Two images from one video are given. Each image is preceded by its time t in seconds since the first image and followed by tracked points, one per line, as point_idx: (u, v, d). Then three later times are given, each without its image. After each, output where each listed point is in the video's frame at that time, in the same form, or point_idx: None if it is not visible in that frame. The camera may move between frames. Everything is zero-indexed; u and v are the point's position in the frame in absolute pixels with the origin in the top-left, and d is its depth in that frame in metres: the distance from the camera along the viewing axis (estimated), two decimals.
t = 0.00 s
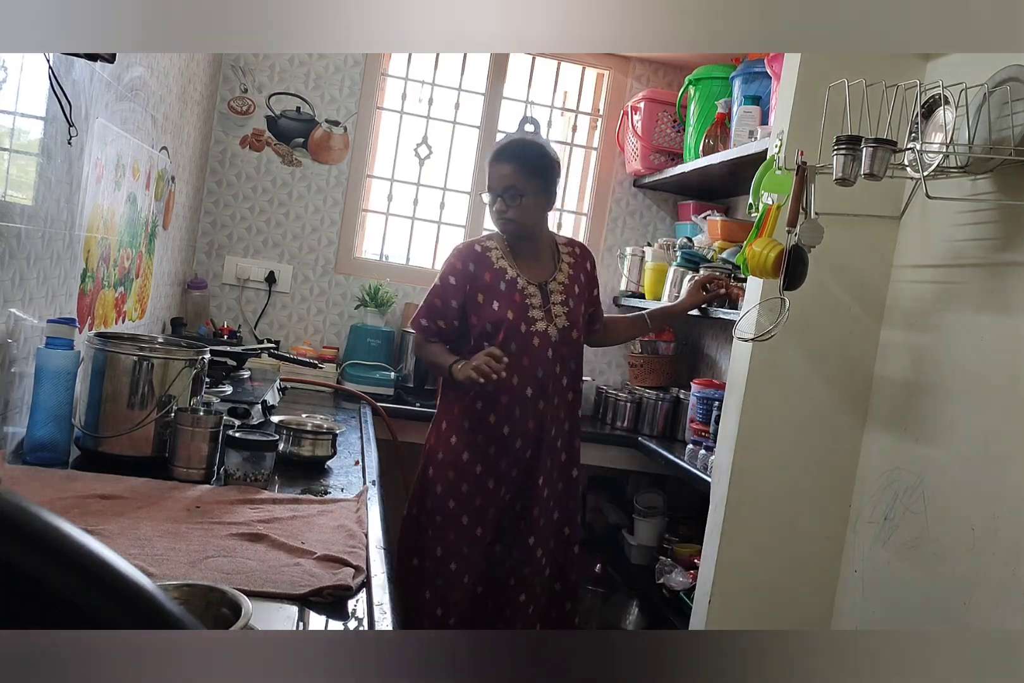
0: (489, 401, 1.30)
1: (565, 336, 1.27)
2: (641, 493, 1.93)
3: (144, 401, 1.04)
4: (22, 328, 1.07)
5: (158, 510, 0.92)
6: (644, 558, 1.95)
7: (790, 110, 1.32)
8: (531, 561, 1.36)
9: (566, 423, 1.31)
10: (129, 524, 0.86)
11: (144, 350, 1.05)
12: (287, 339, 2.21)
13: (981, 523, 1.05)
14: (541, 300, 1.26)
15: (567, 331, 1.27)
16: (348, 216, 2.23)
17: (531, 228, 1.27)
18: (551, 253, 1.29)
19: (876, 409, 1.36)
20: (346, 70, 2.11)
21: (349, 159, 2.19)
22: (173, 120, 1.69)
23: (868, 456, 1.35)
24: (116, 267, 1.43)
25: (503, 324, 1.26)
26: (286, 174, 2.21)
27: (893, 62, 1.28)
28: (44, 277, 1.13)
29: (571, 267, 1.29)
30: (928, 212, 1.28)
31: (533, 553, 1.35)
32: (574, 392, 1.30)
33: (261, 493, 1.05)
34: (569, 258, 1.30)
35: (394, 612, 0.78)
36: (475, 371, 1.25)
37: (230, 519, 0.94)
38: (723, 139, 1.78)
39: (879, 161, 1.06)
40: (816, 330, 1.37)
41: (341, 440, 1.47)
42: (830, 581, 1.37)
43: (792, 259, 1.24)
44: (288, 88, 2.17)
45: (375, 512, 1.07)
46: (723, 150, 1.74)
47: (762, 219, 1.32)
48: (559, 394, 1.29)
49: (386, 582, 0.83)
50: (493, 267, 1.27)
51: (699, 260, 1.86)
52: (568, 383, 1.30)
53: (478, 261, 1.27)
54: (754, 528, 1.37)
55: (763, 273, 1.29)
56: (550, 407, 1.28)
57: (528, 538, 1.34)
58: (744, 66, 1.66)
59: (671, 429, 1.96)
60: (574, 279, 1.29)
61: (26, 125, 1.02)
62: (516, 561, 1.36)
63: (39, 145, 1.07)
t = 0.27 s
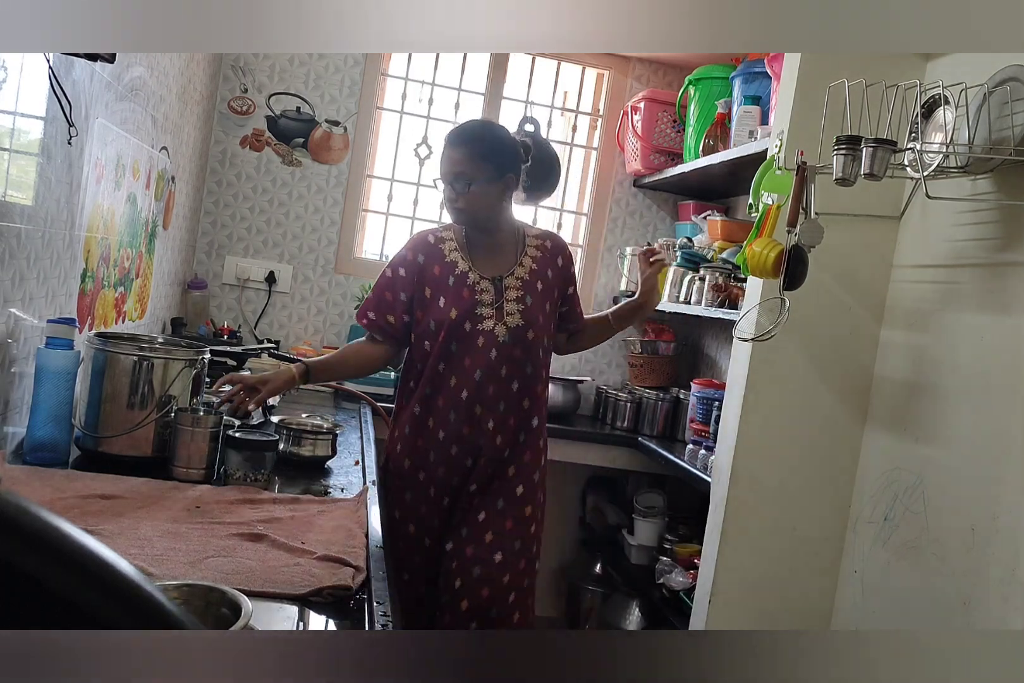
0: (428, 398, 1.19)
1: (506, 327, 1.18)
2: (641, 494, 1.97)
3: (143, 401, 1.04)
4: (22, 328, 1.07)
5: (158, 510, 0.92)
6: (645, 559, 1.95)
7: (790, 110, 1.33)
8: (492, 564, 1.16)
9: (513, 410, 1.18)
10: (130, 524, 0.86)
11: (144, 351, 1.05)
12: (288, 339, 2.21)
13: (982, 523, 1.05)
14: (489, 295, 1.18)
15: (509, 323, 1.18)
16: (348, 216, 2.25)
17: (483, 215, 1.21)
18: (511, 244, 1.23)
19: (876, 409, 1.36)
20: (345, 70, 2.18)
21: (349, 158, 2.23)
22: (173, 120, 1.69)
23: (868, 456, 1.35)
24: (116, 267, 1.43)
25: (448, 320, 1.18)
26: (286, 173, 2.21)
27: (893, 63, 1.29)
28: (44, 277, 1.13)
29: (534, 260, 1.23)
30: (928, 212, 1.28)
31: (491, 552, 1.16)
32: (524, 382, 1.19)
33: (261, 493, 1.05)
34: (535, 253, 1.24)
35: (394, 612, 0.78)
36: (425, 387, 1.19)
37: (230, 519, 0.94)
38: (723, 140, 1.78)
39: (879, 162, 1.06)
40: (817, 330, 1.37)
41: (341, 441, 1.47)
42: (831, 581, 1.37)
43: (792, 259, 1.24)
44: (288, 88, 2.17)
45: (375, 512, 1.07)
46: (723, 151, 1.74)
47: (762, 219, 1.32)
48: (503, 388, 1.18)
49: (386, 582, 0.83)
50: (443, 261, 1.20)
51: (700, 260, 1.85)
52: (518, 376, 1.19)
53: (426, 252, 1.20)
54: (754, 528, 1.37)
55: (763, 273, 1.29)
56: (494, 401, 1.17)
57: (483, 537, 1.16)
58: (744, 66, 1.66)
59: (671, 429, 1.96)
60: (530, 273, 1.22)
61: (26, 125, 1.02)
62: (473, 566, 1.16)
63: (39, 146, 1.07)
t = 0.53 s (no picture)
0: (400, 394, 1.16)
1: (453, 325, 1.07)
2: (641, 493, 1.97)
3: (143, 401, 1.04)
4: (22, 328, 1.07)
5: (158, 511, 0.92)
6: (645, 559, 1.94)
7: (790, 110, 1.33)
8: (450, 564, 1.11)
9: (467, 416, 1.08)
10: (130, 524, 0.86)
11: (144, 350, 1.05)
12: (288, 339, 2.21)
13: (982, 522, 1.05)
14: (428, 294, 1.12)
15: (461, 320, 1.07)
16: (348, 216, 2.25)
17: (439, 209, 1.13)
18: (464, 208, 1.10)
19: (876, 409, 1.36)
20: (345, 70, 2.18)
21: (349, 158, 2.23)
22: (173, 120, 1.69)
23: (869, 456, 1.35)
24: (116, 267, 1.43)
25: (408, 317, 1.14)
26: (286, 173, 2.22)
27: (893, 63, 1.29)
28: (44, 277, 1.13)
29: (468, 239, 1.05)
30: (928, 212, 1.28)
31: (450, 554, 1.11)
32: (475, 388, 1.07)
33: (261, 493, 1.05)
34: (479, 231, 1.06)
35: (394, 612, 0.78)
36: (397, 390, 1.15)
37: (230, 519, 0.94)
38: (723, 140, 1.78)
39: (879, 161, 1.06)
40: (817, 330, 1.37)
41: (341, 441, 1.46)
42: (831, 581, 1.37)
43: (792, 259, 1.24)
44: (288, 88, 2.18)
45: (375, 512, 1.07)
46: (723, 151, 1.74)
47: (762, 219, 1.32)
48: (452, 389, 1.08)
49: (386, 582, 0.83)
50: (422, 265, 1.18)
51: (700, 260, 1.85)
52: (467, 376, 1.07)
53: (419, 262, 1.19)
54: (754, 528, 1.37)
55: (763, 273, 1.29)
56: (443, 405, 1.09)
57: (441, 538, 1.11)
58: (744, 66, 1.66)
59: (671, 429, 1.96)
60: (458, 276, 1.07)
61: (26, 125, 1.02)
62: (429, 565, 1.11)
63: (39, 146, 1.07)
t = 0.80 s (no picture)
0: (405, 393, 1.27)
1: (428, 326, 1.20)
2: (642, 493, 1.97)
3: (143, 401, 1.04)
4: (22, 328, 1.07)
5: (158, 511, 0.92)
6: (645, 559, 1.93)
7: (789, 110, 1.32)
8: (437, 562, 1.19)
9: (444, 412, 1.19)
10: (130, 524, 0.86)
11: (144, 350, 1.05)
12: (288, 339, 2.21)
13: (982, 522, 1.06)
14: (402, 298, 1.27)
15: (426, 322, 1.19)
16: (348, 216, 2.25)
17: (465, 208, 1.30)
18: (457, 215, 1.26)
19: (876, 409, 1.36)
20: (345, 70, 2.18)
21: (349, 158, 2.23)
22: (173, 120, 1.68)
23: (869, 456, 1.35)
24: (116, 267, 1.43)
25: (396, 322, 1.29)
26: (286, 173, 2.21)
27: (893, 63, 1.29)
28: (44, 277, 1.13)
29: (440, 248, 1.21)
30: (928, 212, 1.28)
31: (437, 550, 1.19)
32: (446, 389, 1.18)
33: (261, 493, 1.05)
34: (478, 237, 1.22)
35: (394, 612, 0.78)
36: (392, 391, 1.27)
37: (230, 519, 0.94)
38: (723, 140, 1.78)
39: (879, 161, 1.06)
40: (817, 330, 1.37)
41: (341, 441, 1.46)
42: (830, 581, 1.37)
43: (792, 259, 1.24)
44: (287, 88, 2.17)
45: (375, 512, 1.07)
46: (723, 151, 1.74)
47: (762, 219, 1.32)
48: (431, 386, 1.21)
49: (387, 582, 0.83)
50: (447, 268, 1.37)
51: (700, 260, 1.85)
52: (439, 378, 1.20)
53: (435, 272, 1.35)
54: (754, 528, 1.37)
55: (762, 273, 1.29)
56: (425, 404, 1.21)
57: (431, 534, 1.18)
58: (744, 66, 1.67)
59: (671, 429, 1.96)
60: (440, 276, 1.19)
61: (26, 125, 1.02)
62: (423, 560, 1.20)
63: (39, 146, 1.07)
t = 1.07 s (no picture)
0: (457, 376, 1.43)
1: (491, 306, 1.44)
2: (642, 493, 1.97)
3: (143, 401, 1.04)
4: (22, 327, 1.07)
5: (158, 511, 0.92)
6: (645, 559, 1.93)
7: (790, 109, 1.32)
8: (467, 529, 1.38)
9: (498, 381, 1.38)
10: (130, 524, 0.86)
11: (144, 350, 1.05)
12: (288, 339, 2.21)
13: (982, 522, 1.06)
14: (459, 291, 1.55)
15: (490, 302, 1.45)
16: (348, 217, 2.25)
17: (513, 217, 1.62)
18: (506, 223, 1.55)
19: (876, 409, 1.36)
20: (345, 70, 2.18)
21: (349, 158, 2.23)
22: (173, 120, 1.68)
23: (869, 456, 1.35)
24: (116, 267, 1.43)
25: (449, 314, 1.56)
26: (286, 173, 2.21)
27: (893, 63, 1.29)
28: (44, 277, 1.13)
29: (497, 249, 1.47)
30: (928, 212, 1.28)
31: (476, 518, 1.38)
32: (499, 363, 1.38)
33: (261, 493, 1.05)
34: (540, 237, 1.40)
35: (394, 612, 0.78)
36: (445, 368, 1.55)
37: (230, 519, 0.94)
38: (723, 140, 1.78)
39: (879, 161, 1.06)
40: (817, 330, 1.37)
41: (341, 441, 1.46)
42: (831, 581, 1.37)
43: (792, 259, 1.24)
44: (287, 88, 2.17)
45: (375, 512, 1.07)
46: (723, 151, 1.74)
47: (762, 219, 1.32)
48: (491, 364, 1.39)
49: (387, 582, 0.83)
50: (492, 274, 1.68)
51: (700, 260, 1.84)
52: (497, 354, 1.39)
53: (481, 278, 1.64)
54: (754, 528, 1.37)
55: (762, 273, 1.29)
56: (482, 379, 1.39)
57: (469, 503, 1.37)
58: (744, 66, 1.66)
59: (671, 429, 1.96)
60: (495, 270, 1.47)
61: (26, 125, 1.02)
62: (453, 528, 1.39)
63: (39, 145, 1.07)
